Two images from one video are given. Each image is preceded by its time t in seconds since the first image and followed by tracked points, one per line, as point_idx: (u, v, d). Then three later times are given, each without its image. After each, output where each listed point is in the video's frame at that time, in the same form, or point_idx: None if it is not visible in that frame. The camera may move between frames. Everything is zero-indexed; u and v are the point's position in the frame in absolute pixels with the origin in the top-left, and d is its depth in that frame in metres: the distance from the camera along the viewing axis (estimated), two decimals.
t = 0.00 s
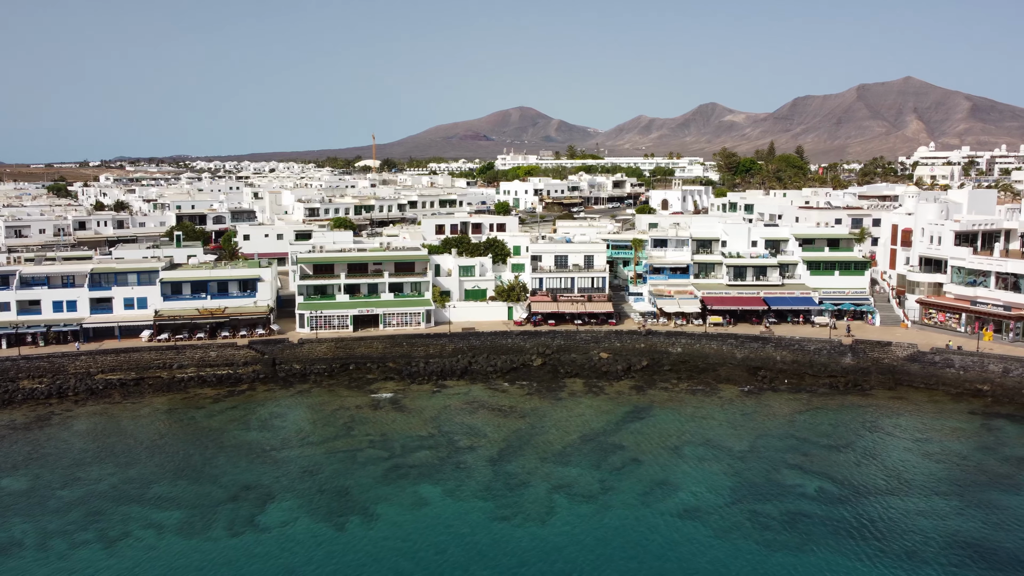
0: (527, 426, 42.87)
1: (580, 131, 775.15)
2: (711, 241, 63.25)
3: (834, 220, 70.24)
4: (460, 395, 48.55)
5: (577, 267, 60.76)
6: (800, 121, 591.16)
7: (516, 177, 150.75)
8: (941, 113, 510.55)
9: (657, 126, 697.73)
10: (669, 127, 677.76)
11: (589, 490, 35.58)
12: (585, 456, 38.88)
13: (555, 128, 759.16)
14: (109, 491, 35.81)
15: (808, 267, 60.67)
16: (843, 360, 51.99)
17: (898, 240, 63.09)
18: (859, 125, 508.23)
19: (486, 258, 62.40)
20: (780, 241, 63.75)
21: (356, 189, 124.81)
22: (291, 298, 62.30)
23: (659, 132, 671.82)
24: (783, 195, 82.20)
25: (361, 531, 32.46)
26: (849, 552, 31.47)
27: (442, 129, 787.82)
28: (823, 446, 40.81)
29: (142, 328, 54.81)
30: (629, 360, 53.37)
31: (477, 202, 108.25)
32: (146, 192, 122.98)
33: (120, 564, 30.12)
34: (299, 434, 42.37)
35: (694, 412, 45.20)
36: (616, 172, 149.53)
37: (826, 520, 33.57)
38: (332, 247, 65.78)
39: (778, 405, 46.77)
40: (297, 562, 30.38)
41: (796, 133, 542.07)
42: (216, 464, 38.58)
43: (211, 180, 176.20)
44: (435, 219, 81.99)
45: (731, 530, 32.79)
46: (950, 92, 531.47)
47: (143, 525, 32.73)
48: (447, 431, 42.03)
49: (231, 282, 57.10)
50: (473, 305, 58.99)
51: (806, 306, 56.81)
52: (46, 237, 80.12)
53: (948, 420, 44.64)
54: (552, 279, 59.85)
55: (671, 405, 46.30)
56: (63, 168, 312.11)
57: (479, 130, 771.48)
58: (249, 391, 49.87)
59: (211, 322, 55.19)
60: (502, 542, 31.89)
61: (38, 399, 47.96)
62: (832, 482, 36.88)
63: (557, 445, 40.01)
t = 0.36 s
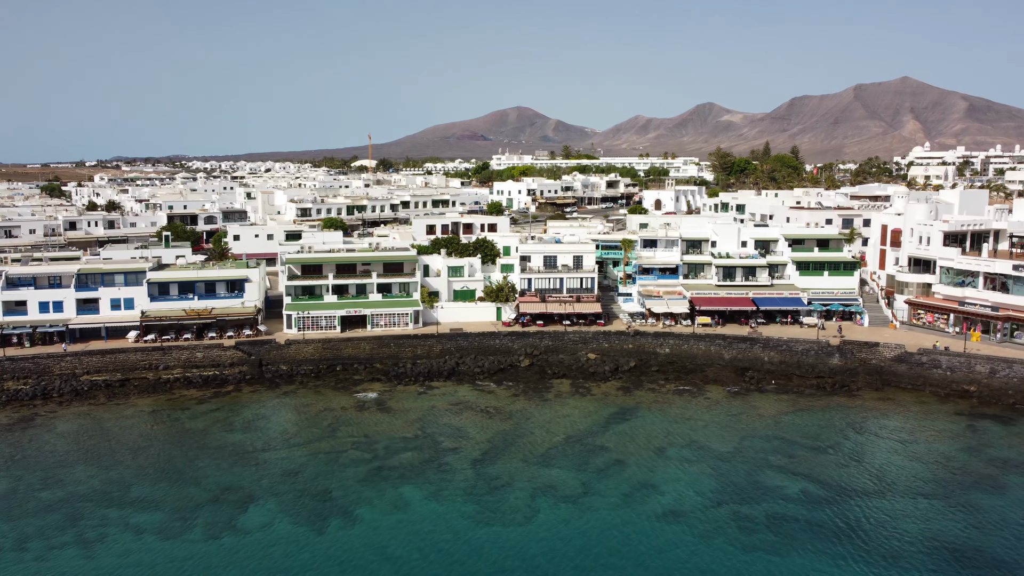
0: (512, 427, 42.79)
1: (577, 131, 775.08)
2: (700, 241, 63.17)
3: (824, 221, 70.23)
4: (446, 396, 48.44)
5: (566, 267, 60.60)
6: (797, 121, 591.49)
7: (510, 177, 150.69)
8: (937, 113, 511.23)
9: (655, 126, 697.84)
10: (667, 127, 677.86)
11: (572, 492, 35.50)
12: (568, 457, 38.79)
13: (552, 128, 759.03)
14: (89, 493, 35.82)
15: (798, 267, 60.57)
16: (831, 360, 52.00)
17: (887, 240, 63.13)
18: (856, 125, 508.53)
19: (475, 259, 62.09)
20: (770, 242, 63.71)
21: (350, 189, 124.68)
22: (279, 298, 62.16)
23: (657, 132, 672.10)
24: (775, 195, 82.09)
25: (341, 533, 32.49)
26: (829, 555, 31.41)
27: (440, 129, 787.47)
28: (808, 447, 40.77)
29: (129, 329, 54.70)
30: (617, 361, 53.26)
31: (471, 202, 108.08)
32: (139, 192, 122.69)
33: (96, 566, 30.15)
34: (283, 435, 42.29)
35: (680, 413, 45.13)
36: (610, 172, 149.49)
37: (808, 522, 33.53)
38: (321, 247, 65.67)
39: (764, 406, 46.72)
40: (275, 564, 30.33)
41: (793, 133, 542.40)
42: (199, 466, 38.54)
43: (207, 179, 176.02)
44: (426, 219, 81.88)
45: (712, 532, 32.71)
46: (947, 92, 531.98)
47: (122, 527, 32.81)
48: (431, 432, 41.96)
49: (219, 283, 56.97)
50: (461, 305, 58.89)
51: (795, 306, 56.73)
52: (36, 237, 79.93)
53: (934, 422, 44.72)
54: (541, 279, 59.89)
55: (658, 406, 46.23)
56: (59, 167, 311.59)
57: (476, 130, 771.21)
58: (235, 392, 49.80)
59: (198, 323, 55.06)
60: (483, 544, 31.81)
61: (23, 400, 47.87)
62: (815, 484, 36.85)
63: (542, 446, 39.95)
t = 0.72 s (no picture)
0: (495, 428, 42.77)
1: (573, 131, 775.03)
2: (688, 241, 63.12)
3: (813, 220, 70.22)
4: (431, 397, 48.37)
5: (553, 267, 60.45)
6: (792, 120, 592.19)
7: (503, 176, 150.53)
8: (932, 113, 512.28)
9: (650, 126, 698.17)
10: (662, 126, 678.27)
11: (552, 493, 35.49)
12: (550, 458, 38.78)
13: (548, 127, 758.90)
14: (68, 494, 35.90)
15: (785, 267, 60.58)
16: (816, 360, 52.02)
17: (875, 240, 63.18)
18: (851, 125, 509.29)
19: (463, 259, 62.01)
20: (757, 242, 63.71)
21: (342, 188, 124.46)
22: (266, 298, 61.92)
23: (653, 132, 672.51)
24: (764, 195, 82.11)
25: (318, 536, 32.57)
26: (806, 556, 31.44)
27: (435, 129, 787.02)
28: (790, 448, 40.81)
29: (114, 330, 54.46)
30: (603, 361, 53.23)
31: (462, 202, 107.93)
32: (131, 192, 122.32)
33: (72, 569, 30.31)
34: (265, 436, 42.25)
35: (664, 414, 45.14)
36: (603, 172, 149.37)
37: (786, 524, 33.55)
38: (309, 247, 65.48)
39: (748, 406, 46.75)
40: (251, 568, 30.40)
41: (788, 133, 543.16)
42: (180, 467, 38.53)
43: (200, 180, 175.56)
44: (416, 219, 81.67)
45: (691, 533, 32.72)
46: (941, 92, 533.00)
47: (99, 530, 33.00)
48: (414, 433, 41.92)
49: (204, 283, 56.77)
50: (448, 306, 58.76)
51: (782, 306, 56.70)
52: (25, 237, 79.68)
53: (917, 423, 44.81)
54: (527, 279, 59.57)
55: (642, 407, 46.21)
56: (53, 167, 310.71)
57: (472, 129, 770.91)
58: (219, 393, 49.66)
59: (183, 324, 54.86)
60: (460, 545, 31.80)
61: (6, 401, 47.72)
62: (795, 485, 36.89)
63: (524, 447, 39.93)
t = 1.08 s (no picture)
0: (477, 428, 42.70)
1: (566, 131, 775.02)
2: (673, 241, 63.12)
3: (799, 220, 70.36)
4: (414, 397, 48.26)
5: (538, 267, 60.36)
6: (784, 120, 593.48)
7: (493, 176, 150.35)
8: (923, 113, 514.15)
9: (643, 126, 698.76)
10: (655, 126, 678.93)
11: (531, 494, 35.48)
12: (530, 459, 38.71)
13: (541, 127, 758.89)
14: (45, 495, 35.71)
15: (770, 267, 60.64)
16: (800, 360, 52.10)
17: (859, 240, 63.37)
18: (843, 125, 510.66)
19: (448, 259, 61.92)
20: (743, 242, 63.76)
21: (332, 188, 124.23)
22: (250, 299, 61.66)
23: (645, 132, 673.11)
24: (752, 195, 82.11)
25: (295, 537, 32.45)
26: (783, 557, 31.46)
27: (429, 128, 786.24)
28: (771, 448, 40.84)
29: (96, 331, 54.17)
30: (587, 361, 53.16)
31: (451, 202, 107.68)
32: (118, 192, 121.65)
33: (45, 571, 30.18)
34: (246, 437, 42.09)
35: (646, 414, 45.14)
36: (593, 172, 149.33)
37: (764, 524, 33.59)
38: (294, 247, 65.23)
39: (731, 406, 46.78)
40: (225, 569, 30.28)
41: (780, 133, 544.39)
42: (158, 468, 38.36)
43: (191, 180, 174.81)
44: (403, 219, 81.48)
45: (668, 534, 32.71)
46: (932, 92, 534.91)
47: (75, 531, 32.84)
48: (395, 434, 41.80)
49: (188, 283, 56.55)
50: (433, 306, 58.66)
51: (766, 306, 56.74)
52: (9, 237, 79.20)
53: (898, 423, 44.92)
54: (513, 279, 59.33)
55: (624, 406, 46.23)
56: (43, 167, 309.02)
57: (465, 129, 770.24)
58: (201, 394, 49.46)
59: (166, 324, 54.61)
60: (437, 547, 31.74)
61: None
62: (774, 485, 36.92)
63: (505, 448, 39.87)
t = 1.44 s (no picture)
0: (457, 429, 42.56)
1: (557, 130, 775.14)
2: (656, 240, 63.13)
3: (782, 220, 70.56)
4: (394, 397, 48.06)
5: (521, 267, 60.24)
6: (773, 120, 595.42)
7: (481, 176, 150.12)
8: (910, 113, 516.90)
9: (633, 125, 699.60)
10: (645, 126, 679.98)
11: (509, 495, 35.39)
12: (509, 460, 38.58)
13: (532, 127, 758.80)
14: (18, 498, 35.37)
15: (752, 267, 60.73)
16: (781, 360, 52.22)
17: (842, 240, 63.59)
18: (831, 125, 512.62)
19: (431, 259, 61.78)
20: (726, 241, 63.80)
21: (318, 188, 123.81)
22: (231, 299, 61.31)
23: (635, 132, 674.06)
24: (736, 194, 82.15)
25: (270, 539, 32.26)
26: (759, 556, 31.50)
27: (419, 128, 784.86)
28: (750, 447, 40.88)
29: (75, 331, 53.75)
30: (569, 361, 53.07)
31: (437, 201, 107.37)
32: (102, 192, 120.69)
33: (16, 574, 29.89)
34: (224, 438, 41.83)
35: (626, 413, 45.11)
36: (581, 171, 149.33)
37: (741, 524, 33.62)
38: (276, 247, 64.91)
39: (711, 406, 46.81)
40: (198, 571, 30.06)
41: (769, 133, 546.10)
42: (134, 469, 38.06)
43: (178, 179, 173.65)
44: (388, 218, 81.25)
45: (645, 534, 32.70)
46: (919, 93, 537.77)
47: (47, 533, 32.54)
48: (374, 434, 41.61)
49: (168, 283, 56.19)
50: (415, 306, 58.50)
51: (748, 306, 56.84)
52: None
53: (877, 422, 45.08)
54: (495, 279, 59.05)
55: (605, 406, 46.20)
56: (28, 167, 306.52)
57: (455, 129, 769.33)
58: (180, 395, 49.13)
59: (146, 324, 54.24)
60: (413, 548, 31.60)
61: None
62: (752, 485, 36.96)
63: (484, 448, 39.76)
